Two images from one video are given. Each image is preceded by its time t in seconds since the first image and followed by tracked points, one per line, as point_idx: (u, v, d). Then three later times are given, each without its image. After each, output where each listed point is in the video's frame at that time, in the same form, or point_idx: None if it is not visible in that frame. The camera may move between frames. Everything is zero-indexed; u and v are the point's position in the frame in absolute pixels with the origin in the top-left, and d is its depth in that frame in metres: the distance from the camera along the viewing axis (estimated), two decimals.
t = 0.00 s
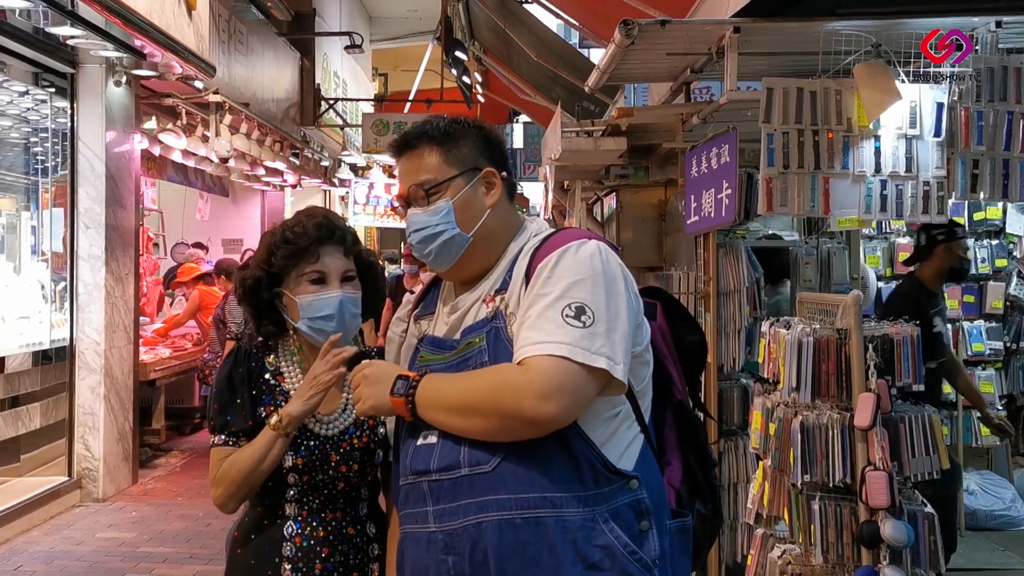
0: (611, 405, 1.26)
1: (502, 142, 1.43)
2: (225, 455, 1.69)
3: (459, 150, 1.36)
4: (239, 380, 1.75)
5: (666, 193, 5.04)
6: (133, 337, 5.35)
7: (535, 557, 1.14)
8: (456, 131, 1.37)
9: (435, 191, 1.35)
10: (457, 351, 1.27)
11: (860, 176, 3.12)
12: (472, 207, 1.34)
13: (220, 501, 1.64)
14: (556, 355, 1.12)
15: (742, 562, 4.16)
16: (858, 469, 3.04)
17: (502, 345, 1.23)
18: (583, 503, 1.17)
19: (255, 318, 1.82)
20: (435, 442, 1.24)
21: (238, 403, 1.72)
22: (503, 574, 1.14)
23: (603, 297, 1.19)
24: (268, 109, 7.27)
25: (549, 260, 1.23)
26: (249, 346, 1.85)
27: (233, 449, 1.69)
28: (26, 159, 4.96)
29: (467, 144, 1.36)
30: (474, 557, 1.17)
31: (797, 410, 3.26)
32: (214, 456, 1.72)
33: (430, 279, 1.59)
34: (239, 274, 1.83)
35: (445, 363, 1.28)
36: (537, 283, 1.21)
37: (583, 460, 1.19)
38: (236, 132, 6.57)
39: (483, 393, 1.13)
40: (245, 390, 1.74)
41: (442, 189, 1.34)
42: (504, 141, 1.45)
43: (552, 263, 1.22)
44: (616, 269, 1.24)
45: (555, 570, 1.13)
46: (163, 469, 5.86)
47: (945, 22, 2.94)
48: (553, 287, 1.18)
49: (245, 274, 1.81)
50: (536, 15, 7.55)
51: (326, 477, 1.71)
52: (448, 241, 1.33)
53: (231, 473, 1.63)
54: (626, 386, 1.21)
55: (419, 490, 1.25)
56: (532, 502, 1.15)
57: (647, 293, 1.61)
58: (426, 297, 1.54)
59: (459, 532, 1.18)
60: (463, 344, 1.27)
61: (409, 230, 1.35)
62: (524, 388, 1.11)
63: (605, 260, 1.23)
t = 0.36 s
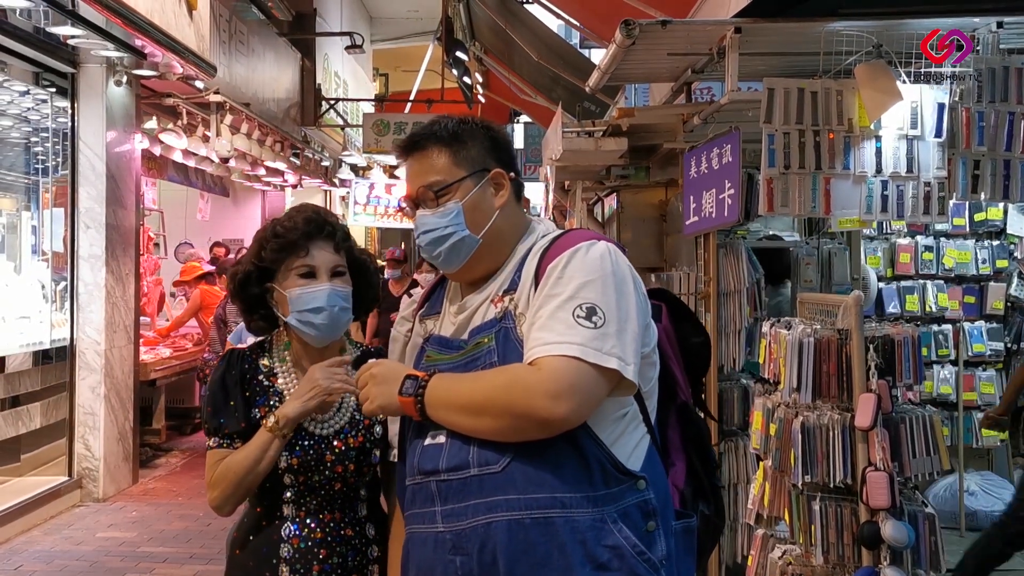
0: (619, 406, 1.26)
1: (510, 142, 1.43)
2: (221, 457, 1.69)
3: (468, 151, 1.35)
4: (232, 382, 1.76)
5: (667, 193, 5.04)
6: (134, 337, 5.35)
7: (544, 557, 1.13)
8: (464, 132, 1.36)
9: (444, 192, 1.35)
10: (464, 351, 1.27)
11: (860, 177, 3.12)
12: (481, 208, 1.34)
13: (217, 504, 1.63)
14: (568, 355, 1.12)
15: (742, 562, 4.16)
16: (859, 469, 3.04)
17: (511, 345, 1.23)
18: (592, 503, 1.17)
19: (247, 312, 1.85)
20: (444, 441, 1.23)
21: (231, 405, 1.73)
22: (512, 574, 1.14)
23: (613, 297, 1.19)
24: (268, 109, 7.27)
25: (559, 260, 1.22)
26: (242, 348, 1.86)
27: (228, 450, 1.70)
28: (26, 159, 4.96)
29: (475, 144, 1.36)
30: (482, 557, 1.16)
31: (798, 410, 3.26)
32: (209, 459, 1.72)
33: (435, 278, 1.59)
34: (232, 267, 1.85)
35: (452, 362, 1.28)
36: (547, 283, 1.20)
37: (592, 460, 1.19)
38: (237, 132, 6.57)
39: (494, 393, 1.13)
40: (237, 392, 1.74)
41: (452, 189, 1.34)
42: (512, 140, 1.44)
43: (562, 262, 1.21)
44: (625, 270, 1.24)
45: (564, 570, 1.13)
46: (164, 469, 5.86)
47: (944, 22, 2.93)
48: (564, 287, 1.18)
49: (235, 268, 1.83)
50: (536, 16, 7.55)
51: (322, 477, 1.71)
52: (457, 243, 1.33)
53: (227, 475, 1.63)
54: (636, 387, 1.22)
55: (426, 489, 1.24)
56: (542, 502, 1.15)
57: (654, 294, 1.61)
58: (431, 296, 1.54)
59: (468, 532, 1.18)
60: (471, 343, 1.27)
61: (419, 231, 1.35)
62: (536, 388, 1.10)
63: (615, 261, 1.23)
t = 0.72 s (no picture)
0: (627, 405, 1.26)
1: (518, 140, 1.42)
2: (219, 459, 1.68)
3: (477, 150, 1.34)
4: (227, 381, 1.75)
5: (668, 193, 5.04)
6: (135, 337, 5.36)
7: (554, 557, 1.13)
8: (473, 130, 1.35)
9: (455, 192, 1.34)
10: (472, 350, 1.27)
11: (862, 176, 3.12)
12: (491, 208, 1.34)
13: (218, 505, 1.63)
14: (580, 355, 1.12)
15: (743, 561, 4.15)
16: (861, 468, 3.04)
17: (520, 344, 1.23)
18: (601, 502, 1.16)
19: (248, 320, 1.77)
20: (452, 440, 1.23)
21: (227, 405, 1.73)
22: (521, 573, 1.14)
23: (624, 297, 1.19)
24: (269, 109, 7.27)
25: (570, 259, 1.22)
26: (234, 348, 1.85)
27: (226, 451, 1.70)
28: (27, 159, 4.97)
29: (485, 143, 1.35)
30: (491, 556, 1.16)
31: (800, 410, 3.27)
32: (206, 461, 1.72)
33: (439, 275, 1.59)
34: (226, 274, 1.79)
35: (459, 360, 1.28)
36: (558, 282, 1.20)
37: (602, 459, 1.19)
38: (238, 131, 6.58)
39: (506, 392, 1.13)
40: (232, 392, 1.74)
41: (462, 189, 1.34)
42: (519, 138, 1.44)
43: (573, 262, 1.21)
44: (635, 270, 1.24)
45: (574, 569, 1.13)
46: (165, 469, 5.86)
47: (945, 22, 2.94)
48: (575, 286, 1.18)
49: (237, 272, 1.77)
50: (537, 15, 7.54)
51: (322, 472, 1.71)
52: (466, 243, 1.33)
53: (230, 476, 1.62)
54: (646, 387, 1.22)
55: (434, 488, 1.24)
56: (551, 501, 1.15)
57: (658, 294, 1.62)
58: (436, 294, 1.53)
59: (477, 531, 1.18)
60: (479, 341, 1.27)
61: (427, 230, 1.35)
62: (548, 388, 1.10)
63: (625, 261, 1.23)
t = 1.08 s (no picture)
0: (632, 409, 1.26)
1: (526, 141, 1.42)
2: (219, 467, 1.69)
3: (486, 152, 1.34)
4: (220, 390, 1.76)
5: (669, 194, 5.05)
6: (135, 337, 5.35)
7: (558, 560, 1.13)
8: (483, 132, 1.34)
9: (462, 195, 1.34)
10: (478, 350, 1.27)
11: (862, 176, 3.12)
12: (498, 211, 1.34)
13: (222, 512, 1.63)
14: (587, 360, 1.12)
15: (744, 561, 4.15)
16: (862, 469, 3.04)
17: (527, 347, 1.23)
18: (605, 505, 1.17)
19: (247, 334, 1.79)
20: (457, 441, 1.23)
21: (222, 413, 1.73)
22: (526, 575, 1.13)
23: (631, 302, 1.19)
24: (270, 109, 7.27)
25: (578, 263, 1.23)
26: (224, 357, 1.85)
27: (226, 459, 1.70)
28: (27, 159, 4.94)
29: (493, 146, 1.34)
30: (495, 558, 1.16)
31: (800, 410, 3.27)
32: (206, 471, 1.72)
33: (444, 274, 1.58)
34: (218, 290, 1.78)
35: (465, 361, 1.27)
36: (565, 286, 1.20)
37: (606, 462, 1.19)
38: (239, 131, 6.58)
39: (512, 397, 1.13)
40: (227, 399, 1.74)
41: (470, 193, 1.34)
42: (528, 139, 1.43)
43: (581, 266, 1.22)
44: (642, 275, 1.24)
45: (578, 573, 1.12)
46: (165, 469, 5.86)
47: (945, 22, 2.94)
48: (583, 291, 1.18)
49: (230, 287, 1.77)
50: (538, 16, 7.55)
51: (323, 473, 1.71)
52: (471, 246, 1.33)
53: (230, 482, 1.62)
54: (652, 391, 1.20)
55: (438, 490, 1.24)
56: (555, 504, 1.15)
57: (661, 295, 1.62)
58: (440, 292, 1.53)
59: (481, 534, 1.17)
60: (485, 342, 1.27)
61: (433, 233, 1.34)
62: (554, 392, 1.10)
63: (633, 266, 1.23)
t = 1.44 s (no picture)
0: (641, 414, 1.26)
1: (544, 150, 1.36)
2: (222, 466, 1.68)
3: (480, 165, 1.32)
4: (222, 391, 1.75)
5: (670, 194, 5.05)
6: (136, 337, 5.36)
7: (564, 563, 1.13)
8: (484, 143, 1.32)
9: (452, 205, 1.35)
10: (489, 350, 1.26)
11: (864, 177, 3.11)
12: (485, 225, 1.33)
13: (224, 512, 1.62)
14: (598, 365, 1.12)
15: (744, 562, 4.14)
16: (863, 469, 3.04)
17: (538, 350, 1.22)
18: (611, 509, 1.16)
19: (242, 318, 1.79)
20: (466, 440, 1.22)
21: (224, 413, 1.73)
22: None
23: (644, 308, 1.19)
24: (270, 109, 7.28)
25: (593, 266, 1.22)
26: (229, 356, 1.84)
27: (228, 459, 1.70)
28: (28, 159, 4.94)
29: (488, 162, 1.32)
30: (500, 559, 1.16)
31: (801, 410, 3.26)
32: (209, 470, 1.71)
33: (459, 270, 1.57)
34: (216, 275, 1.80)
35: (475, 360, 1.27)
36: (579, 289, 1.20)
37: (614, 465, 1.19)
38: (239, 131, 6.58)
39: (523, 400, 1.12)
40: (229, 398, 1.74)
41: (458, 205, 1.34)
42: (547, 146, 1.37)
43: (596, 269, 1.21)
44: (656, 281, 1.24)
45: None
46: (166, 470, 5.85)
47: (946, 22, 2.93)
48: (597, 295, 1.18)
49: (228, 273, 1.78)
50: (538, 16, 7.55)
51: (326, 473, 1.71)
52: (456, 255, 1.35)
53: (232, 481, 1.61)
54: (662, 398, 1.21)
55: (445, 488, 1.23)
56: (562, 506, 1.15)
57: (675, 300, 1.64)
58: (454, 289, 1.52)
59: (487, 534, 1.17)
60: (495, 343, 1.27)
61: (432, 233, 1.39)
62: (564, 395, 1.10)
63: (647, 271, 1.23)
